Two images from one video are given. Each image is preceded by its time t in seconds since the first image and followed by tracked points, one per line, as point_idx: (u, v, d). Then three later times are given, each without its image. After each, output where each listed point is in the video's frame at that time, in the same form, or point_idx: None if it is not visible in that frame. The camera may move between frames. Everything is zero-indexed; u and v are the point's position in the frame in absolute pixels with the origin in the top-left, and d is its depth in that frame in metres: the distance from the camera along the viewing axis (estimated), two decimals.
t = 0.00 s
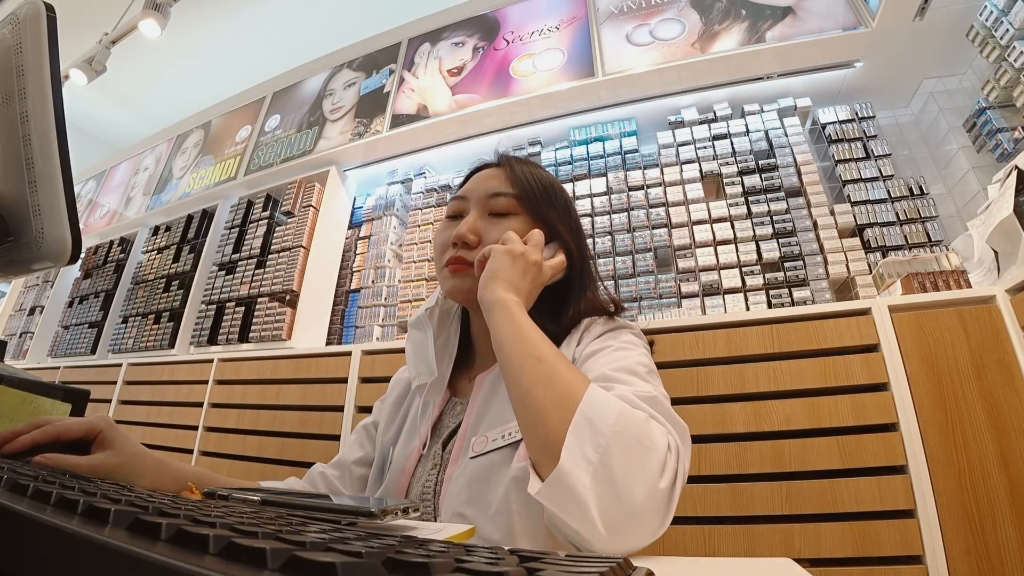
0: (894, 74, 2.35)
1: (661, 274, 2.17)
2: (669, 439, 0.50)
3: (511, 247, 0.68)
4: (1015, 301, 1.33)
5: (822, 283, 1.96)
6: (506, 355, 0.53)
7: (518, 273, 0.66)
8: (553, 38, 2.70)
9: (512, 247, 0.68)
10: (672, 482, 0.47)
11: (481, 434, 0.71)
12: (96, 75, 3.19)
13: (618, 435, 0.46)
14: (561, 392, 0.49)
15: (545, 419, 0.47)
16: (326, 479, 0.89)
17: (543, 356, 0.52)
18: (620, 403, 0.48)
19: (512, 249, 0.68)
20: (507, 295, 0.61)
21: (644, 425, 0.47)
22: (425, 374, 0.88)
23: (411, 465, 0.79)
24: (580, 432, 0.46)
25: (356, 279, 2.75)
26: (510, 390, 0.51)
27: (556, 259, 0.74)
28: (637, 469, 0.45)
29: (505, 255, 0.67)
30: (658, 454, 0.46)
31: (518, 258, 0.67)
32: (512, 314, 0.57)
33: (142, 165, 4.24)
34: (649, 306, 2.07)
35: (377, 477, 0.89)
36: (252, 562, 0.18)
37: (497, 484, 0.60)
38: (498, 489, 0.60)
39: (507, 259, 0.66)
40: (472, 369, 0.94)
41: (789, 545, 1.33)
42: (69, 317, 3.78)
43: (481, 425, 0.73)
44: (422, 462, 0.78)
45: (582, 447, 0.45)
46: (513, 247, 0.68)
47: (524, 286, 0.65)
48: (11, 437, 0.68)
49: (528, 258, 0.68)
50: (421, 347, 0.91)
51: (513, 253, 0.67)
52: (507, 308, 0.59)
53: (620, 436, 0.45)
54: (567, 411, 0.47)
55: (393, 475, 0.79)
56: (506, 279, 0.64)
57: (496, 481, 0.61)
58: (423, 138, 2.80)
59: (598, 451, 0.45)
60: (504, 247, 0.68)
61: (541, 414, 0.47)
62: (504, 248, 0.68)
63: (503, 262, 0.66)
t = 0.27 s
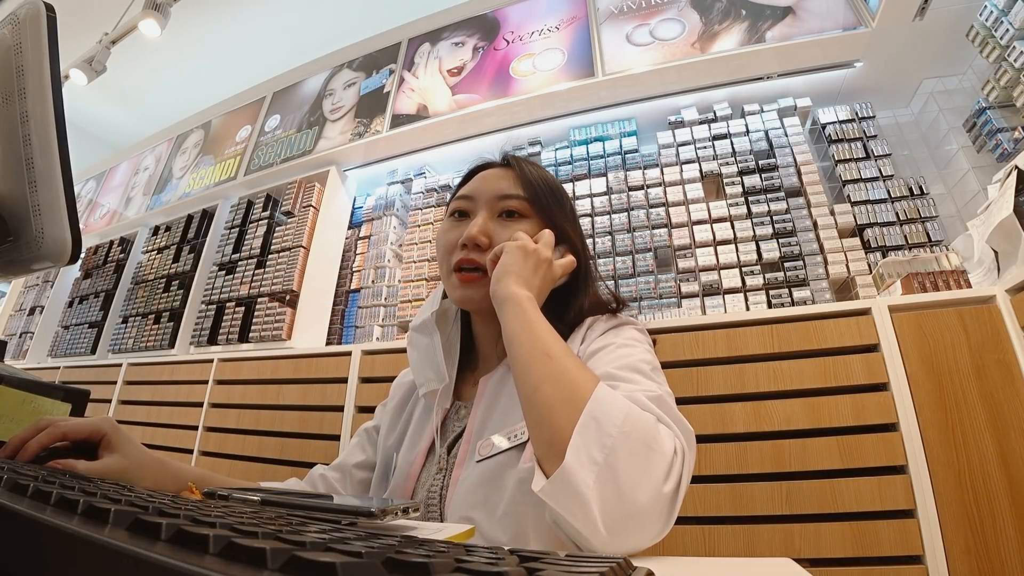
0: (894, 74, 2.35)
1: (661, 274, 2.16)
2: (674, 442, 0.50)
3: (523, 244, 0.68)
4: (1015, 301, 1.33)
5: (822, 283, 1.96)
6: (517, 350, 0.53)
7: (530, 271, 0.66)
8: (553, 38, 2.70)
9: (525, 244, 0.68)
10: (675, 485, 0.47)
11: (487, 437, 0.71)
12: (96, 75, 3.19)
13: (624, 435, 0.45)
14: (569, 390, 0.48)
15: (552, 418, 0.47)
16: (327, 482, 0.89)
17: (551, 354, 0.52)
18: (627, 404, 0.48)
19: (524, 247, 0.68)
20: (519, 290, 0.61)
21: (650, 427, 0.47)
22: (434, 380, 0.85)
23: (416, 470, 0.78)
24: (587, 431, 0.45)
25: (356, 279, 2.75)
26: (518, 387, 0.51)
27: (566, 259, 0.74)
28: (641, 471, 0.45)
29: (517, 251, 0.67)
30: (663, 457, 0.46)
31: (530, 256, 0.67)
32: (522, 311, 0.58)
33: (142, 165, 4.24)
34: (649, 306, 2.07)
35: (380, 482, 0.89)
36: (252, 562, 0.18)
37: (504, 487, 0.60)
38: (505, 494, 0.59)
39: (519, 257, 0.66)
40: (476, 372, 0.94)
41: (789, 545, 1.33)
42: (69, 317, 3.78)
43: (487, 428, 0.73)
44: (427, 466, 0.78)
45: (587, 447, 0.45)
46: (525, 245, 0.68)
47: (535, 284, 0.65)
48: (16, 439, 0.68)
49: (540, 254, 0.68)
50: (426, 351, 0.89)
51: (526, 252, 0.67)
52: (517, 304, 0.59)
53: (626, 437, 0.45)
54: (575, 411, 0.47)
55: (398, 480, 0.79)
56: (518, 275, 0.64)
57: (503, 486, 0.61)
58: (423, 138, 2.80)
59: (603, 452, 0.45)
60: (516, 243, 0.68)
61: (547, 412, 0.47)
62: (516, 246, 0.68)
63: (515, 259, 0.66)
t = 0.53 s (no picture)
0: (894, 74, 2.35)
1: (661, 274, 2.17)
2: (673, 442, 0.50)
3: (523, 245, 0.68)
4: (1015, 301, 1.33)
5: (822, 283, 1.96)
6: (516, 351, 0.53)
7: (530, 271, 0.66)
8: (553, 38, 2.70)
9: (525, 245, 0.68)
10: (675, 485, 0.47)
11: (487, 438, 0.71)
12: (96, 75, 3.19)
13: (624, 435, 0.45)
14: (569, 391, 0.49)
15: (552, 418, 0.47)
16: (327, 482, 0.88)
17: (551, 355, 0.52)
18: (627, 404, 0.48)
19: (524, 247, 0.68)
20: (519, 290, 0.61)
21: (649, 427, 0.47)
22: (434, 381, 0.85)
23: (416, 471, 0.78)
24: (587, 431, 0.45)
25: (356, 279, 2.75)
26: (518, 388, 0.51)
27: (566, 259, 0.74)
28: (641, 472, 0.45)
29: (516, 252, 0.67)
30: (663, 458, 0.46)
31: (529, 256, 0.67)
32: (521, 312, 0.58)
33: (142, 165, 4.24)
34: (649, 306, 2.07)
35: (380, 482, 0.89)
36: (252, 563, 0.18)
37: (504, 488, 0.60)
38: (505, 494, 0.59)
39: (519, 258, 0.67)
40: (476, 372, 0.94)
41: (789, 545, 1.33)
42: (69, 317, 3.78)
43: (488, 429, 0.73)
44: (428, 467, 0.78)
45: (587, 447, 0.45)
46: (525, 245, 0.68)
47: (535, 284, 0.65)
48: (18, 439, 0.68)
49: (540, 255, 0.68)
50: (426, 350, 0.89)
51: (526, 252, 0.68)
52: (517, 305, 0.59)
53: (626, 437, 0.45)
54: (574, 411, 0.47)
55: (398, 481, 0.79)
56: (518, 275, 0.64)
57: (503, 486, 0.61)
58: (423, 138, 2.80)
59: (603, 451, 0.45)
60: (516, 243, 0.68)
61: (547, 413, 0.47)
62: (515, 246, 0.68)
63: (515, 260, 0.66)
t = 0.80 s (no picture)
0: (894, 74, 2.35)
1: (661, 274, 2.17)
2: (673, 442, 0.50)
3: (522, 244, 0.69)
4: (1015, 301, 1.33)
5: (822, 283, 1.96)
6: (516, 351, 0.53)
7: (529, 271, 0.66)
8: (553, 38, 2.70)
9: (524, 245, 0.68)
10: (676, 485, 0.47)
11: (488, 438, 0.71)
12: (96, 75, 3.19)
13: (624, 435, 0.45)
14: (568, 391, 0.49)
15: (552, 417, 0.47)
16: (327, 482, 0.88)
17: (551, 355, 0.52)
18: (626, 403, 0.48)
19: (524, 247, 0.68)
20: (518, 291, 0.61)
21: (649, 427, 0.47)
22: (434, 380, 0.85)
23: (417, 472, 0.78)
24: (586, 432, 0.45)
25: (356, 279, 2.75)
26: (518, 387, 0.51)
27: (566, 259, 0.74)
28: (641, 471, 0.45)
29: (515, 252, 0.67)
30: (663, 457, 0.46)
31: (529, 256, 0.67)
32: (521, 312, 0.58)
33: (142, 165, 4.24)
34: (649, 306, 2.07)
35: (380, 483, 0.89)
36: (252, 562, 0.18)
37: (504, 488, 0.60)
38: (505, 494, 0.59)
39: (518, 258, 0.67)
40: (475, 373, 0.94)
41: (789, 545, 1.33)
42: (69, 317, 3.78)
43: (488, 430, 0.73)
44: (428, 468, 0.78)
45: (587, 447, 0.45)
46: (525, 245, 0.69)
47: (534, 284, 0.65)
48: (18, 439, 0.68)
49: (539, 255, 0.68)
50: (426, 350, 0.89)
51: (526, 252, 0.68)
52: (517, 306, 0.59)
53: (626, 437, 0.45)
54: (575, 411, 0.47)
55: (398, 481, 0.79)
56: (517, 275, 0.64)
57: (503, 487, 0.61)
58: (423, 138, 2.80)
59: (602, 452, 0.45)
60: (515, 243, 0.68)
61: (547, 413, 0.47)
62: (515, 246, 0.68)
63: (514, 260, 0.66)
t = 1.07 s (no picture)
0: (894, 74, 2.35)
1: (661, 274, 2.17)
2: (673, 442, 0.50)
3: (522, 245, 0.69)
4: (1015, 301, 1.33)
5: (822, 283, 1.96)
6: (516, 351, 0.53)
7: (530, 271, 0.66)
8: (553, 38, 2.70)
9: (525, 246, 0.68)
10: (676, 485, 0.47)
11: (488, 438, 0.71)
12: (96, 74, 3.19)
13: (624, 435, 0.45)
14: (569, 391, 0.49)
15: (551, 417, 0.47)
16: (327, 482, 0.88)
17: (551, 356, 0.52)
18: (627, 404, 0.48)
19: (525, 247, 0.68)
20: (518, 291, 0.61)
21: (649, 427, 0.47)
22: (434, 381, 0.85)
23: (417, 472, 0.78)
24: (587, 433, 0.45)
25: (356, 279, 2.75)
26: (517, 388, 0.51)
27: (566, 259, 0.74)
28: (641, 471, 0.45)
29: (515, 252, 0.67)
30: (663, 458, 0.46)
31: (530, 257, 0.67)
32: (522, 312, 0.58)
33: (142, 165, 4.24)
34: (649, 306, 2.07)
35: (380, 483, 0.89)
36: (252, 563, 0.18)
37: (504, 488, 0.60)
38: (505, 494, 0.60)
39: (518, 258, 0.67)
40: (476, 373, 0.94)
41: (789, 545, 1.33)
42: (69, 317, 3.78)
43: (488, 430, 0.73)
44: (428, 468, 0.78)
45: (587, 447, 0.45)
46: (525, 245, 0.69)
47: (534, 285, 0.65)
48: (17, 439, 0.68)
49: (539, 255, 0.68)
50: (426, 350, 0.89)
51: (526, 253, 0.68)
52: (517, 306, 0.59)
53: (626, 437, 0.45)
54: (575, 411, 0.47)
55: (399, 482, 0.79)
56: (517, 275, 0.64)
57: (503, 487, 0.61)
58: (423, 138, 2.80)
59: (603, 452, 0.45)
60: (515, 244, 0.68)
61: (547, 413, 0.47)
62: (515, 246, 0.68)
63: (515, 261, 0.66)
